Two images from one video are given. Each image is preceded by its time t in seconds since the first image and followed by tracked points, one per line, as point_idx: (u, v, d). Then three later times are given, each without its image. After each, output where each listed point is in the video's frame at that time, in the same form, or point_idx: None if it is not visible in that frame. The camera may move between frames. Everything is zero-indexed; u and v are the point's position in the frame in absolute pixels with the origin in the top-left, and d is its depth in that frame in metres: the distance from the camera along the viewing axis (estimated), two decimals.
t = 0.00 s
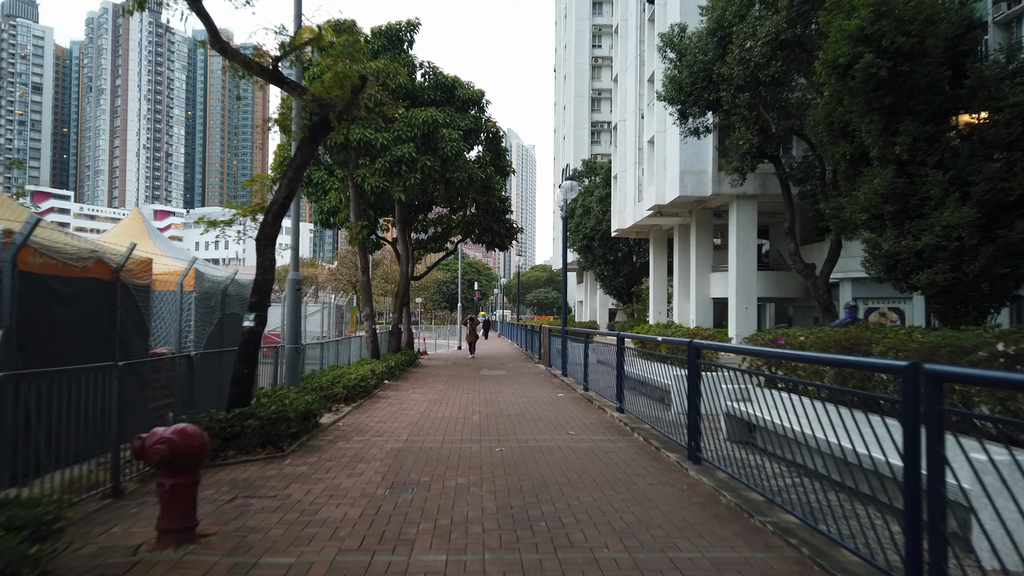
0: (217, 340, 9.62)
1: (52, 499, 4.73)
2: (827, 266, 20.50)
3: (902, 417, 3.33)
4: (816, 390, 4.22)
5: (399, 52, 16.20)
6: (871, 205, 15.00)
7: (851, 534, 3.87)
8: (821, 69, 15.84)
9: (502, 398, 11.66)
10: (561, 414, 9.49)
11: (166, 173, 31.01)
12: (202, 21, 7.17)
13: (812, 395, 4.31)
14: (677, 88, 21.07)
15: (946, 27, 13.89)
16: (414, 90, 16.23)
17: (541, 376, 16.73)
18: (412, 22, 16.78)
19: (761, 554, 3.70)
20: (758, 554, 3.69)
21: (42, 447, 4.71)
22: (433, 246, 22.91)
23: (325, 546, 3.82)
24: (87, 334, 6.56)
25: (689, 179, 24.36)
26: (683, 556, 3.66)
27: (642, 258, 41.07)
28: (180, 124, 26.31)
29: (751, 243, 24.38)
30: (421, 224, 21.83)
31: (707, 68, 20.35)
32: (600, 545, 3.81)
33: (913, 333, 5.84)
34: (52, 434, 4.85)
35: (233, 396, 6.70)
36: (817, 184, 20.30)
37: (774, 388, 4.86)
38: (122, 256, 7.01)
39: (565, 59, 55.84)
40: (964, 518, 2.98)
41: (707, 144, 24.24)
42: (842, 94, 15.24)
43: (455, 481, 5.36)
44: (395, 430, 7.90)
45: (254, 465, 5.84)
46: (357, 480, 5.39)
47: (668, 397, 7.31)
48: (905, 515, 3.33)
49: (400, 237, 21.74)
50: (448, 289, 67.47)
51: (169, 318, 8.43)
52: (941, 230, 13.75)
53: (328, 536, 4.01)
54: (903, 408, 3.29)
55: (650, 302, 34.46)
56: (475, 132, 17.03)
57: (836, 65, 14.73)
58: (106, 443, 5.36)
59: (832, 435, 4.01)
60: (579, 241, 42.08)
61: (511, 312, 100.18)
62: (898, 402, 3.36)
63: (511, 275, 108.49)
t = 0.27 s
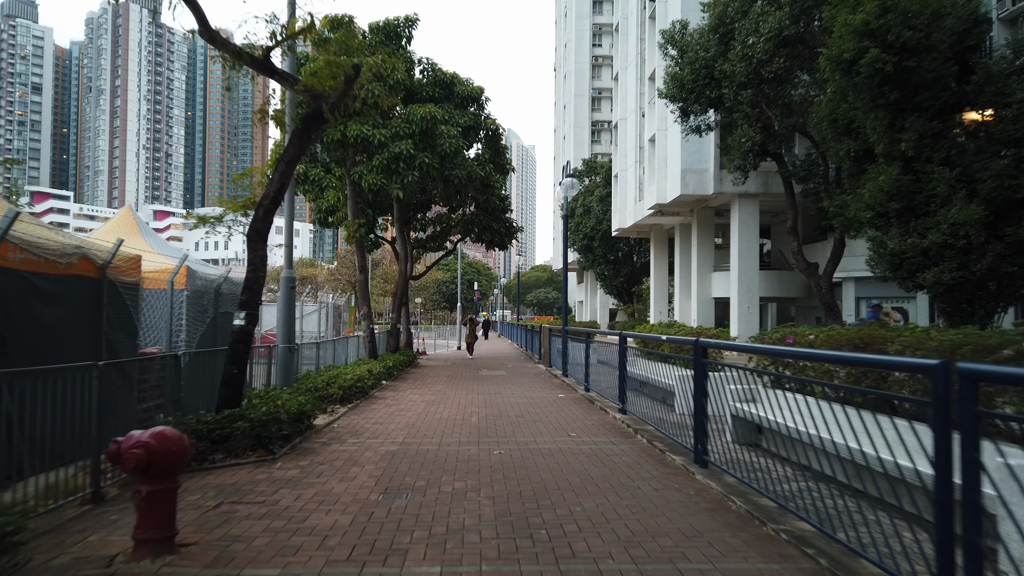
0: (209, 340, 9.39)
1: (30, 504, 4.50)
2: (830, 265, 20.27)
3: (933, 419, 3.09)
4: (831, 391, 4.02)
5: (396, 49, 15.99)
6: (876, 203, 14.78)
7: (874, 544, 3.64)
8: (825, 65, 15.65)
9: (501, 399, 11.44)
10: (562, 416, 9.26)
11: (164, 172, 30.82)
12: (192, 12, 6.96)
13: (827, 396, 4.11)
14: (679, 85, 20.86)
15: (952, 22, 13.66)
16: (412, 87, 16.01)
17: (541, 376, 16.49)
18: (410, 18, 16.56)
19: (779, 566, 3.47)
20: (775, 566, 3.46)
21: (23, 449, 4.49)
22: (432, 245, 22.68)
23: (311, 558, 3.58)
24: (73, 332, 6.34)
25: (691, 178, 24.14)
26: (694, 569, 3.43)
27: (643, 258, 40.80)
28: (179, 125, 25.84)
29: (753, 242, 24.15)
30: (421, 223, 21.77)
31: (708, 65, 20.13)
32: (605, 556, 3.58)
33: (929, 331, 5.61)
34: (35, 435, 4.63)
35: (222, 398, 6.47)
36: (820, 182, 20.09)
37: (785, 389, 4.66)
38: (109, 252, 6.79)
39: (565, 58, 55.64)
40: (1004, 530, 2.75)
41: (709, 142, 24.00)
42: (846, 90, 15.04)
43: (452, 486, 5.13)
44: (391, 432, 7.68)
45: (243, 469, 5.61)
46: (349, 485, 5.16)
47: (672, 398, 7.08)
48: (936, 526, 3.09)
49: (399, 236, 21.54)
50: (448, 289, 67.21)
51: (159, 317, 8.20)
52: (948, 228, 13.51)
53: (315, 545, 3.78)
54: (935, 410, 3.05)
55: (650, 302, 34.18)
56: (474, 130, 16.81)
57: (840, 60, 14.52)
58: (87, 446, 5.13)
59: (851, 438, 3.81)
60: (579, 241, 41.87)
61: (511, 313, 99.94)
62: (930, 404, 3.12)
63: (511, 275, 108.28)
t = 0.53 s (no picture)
0: (201, 343, 9.17)
1: (3, 515, 4.29)
2: (833, 265, 20.03)
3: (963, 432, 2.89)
4: (843, 398, 3.83)
5: (395, 46, 15.76)
6: (880, 202, 14.57)
7: (897, 563, 3.43)
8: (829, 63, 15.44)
9: (500, 402, 11.22)
10: (561, 420, 9.05)
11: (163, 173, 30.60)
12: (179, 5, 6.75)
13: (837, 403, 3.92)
14: (680, 84, 20.64)
15: (958, 19, 13.43)
16: (410, 85, 15.79)
17: (542, 378, 16.28)
18: (408, 15, 16.33)
19: None
20: None
21: None
22: (431, 244, 22.46)
23: None
24: (54, 335, 6.11)
25: (692, 178, 23.91)
26: None
27: (643, 259, 40.59)
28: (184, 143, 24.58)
29: (755, 242, 23.92)
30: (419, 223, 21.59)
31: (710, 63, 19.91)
32: None
33: (944, 334, 5.40)
34: (9, 445, 4.41)
35: (211, 403, 6.24)
36: (823, 182, 19.86)
37: (792, 395, 4.47)
38: (94, 252, 6.56)
39: (565, 57, 55.42)
40: None
41: (710, 141, 23.76)
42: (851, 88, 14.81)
43: (447, 497, 4.91)
44: (385, 438, 7.45)
45: (230, 478, 5.40)
46: (339, 496, 4.94)
47: (673, 401, 6.84)
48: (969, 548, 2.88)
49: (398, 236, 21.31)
50: (448, 289, 66.99)
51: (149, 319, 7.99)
52: (954, 227, 13.28)
53: (296, 565, 3.54)
54: (966, 423, 2.84)
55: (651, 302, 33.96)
56: (473, 128, 16.59)
57: (845, 58, 14.34)
58: (66, 453, 4.92)
59: (866, 448, 3.62)
60: (580, 241, 41.65)
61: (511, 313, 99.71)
62: (959, 416, 2.92)
63: (511, 275, 108.07)
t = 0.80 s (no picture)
0: (188, 343, 8.90)
1: None
2: (835, 263, 19.73)
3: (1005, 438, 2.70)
4: (860, 400, 3.63)
5: (391, 41, 15.48)
6: (885, 199, 14.31)
7: None
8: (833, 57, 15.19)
9: (497, 403, 10.94)
10: (558, 422, 8.78)
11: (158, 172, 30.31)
12: None
13: (853, 404, 3.72)
14: (681, 80, 20.36)
15: (965, 12, 13.16)
16: (406, 81, 15.53)
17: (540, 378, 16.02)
18: (405, 10, 16.05)
19: None
20: None
21: None
22: (428, 243, 22.19)
23: None
24: (29, 334, 5.87)
25: (693, 176, 23.64)
26: None
27: (643, 258, 40.31)
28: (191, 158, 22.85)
29: (756, 240, 23.65)
30: (417, 221, 21.33)
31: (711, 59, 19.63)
32: None
33: (961, 332, 5.13)
34: None
35: (193, 405, 5.98)
36: (825, 179, 19.60)
37: (801, 396, 4.26)
38: (71, 247, 6.31)
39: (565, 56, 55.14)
40: None
41: (711, 138, 23.48)
42: (855, 83, 14.56)
43: (437, 504, 4.64)
44: (376, 440, 7.18)
45: (209, 484, 5.13)
46: (322, 503, 4.67)
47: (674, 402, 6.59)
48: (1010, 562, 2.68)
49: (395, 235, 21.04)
50: (447, 290, 66.69)
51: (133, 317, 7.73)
52: (961, 224, 13.01)
53: None
54: (1010, 427, 2.66)
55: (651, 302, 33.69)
56: (471, 125, 16.32)
57: (849, 52, 14.08)
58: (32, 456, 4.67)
59: (887, 453, 3.42)
60: (579, 241, 41.37)
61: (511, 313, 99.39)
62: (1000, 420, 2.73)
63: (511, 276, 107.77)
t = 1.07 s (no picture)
0: (178, 345, 8.68)
1: None
2: (838, 263, 19.52)
3: None
4: (870, 407, 3.43)
5: (388, 38, 15.23)
6: (889, 198, 14.09)
7: None
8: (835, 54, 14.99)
9: (495, 406, 10.72)
10: (557, 426, 8.56)
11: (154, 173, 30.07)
12: None
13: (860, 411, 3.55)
14: (682, 78, 20.13)
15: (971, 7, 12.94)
16: (403, 79, 15.31)
17: (539, 380, 15.81)
18: (402, 6, 15.83)
19: None
20: None
21: None
22: (426, 243, 21.97)
23: None
24: (9, 337, 5.65)
25: (693, 175, 23.41)
26: None
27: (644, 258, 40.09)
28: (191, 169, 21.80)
29: (757, 240, 23.42)
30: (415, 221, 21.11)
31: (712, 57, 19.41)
32: None
33: (979, 336, 4.91)
34: None
35: (178, 411, 5.77)
36: (828, 178, 19.38)
37: (806, 402, 4.08)
38: (53, 247, 6.10)
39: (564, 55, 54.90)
40: None
41: (712, 137, 23.24)
42: (859, 79, 14.35)
43: (429, 517, 4.42)
44: (369, 446, 6.95)
45: (191, 495, 4.91)
46: (307, 516, 4.44)
47: (675, 406, 6.36)
48: None
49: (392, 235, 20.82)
50: (447, 290, 66.46)
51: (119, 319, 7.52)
52: (967, 223, 12.79)
53: None
54: None
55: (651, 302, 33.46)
56: (469, 123, 16.10)
57: (853, 48, 13.86)
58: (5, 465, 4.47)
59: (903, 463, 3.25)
60: (579, 241, 41.14)
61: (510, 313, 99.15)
62: None
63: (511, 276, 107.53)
